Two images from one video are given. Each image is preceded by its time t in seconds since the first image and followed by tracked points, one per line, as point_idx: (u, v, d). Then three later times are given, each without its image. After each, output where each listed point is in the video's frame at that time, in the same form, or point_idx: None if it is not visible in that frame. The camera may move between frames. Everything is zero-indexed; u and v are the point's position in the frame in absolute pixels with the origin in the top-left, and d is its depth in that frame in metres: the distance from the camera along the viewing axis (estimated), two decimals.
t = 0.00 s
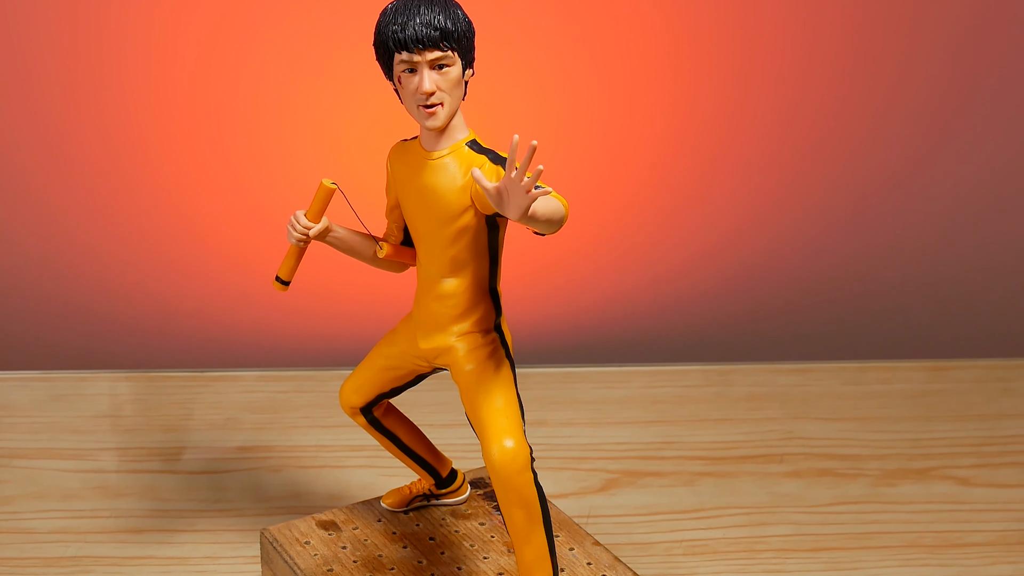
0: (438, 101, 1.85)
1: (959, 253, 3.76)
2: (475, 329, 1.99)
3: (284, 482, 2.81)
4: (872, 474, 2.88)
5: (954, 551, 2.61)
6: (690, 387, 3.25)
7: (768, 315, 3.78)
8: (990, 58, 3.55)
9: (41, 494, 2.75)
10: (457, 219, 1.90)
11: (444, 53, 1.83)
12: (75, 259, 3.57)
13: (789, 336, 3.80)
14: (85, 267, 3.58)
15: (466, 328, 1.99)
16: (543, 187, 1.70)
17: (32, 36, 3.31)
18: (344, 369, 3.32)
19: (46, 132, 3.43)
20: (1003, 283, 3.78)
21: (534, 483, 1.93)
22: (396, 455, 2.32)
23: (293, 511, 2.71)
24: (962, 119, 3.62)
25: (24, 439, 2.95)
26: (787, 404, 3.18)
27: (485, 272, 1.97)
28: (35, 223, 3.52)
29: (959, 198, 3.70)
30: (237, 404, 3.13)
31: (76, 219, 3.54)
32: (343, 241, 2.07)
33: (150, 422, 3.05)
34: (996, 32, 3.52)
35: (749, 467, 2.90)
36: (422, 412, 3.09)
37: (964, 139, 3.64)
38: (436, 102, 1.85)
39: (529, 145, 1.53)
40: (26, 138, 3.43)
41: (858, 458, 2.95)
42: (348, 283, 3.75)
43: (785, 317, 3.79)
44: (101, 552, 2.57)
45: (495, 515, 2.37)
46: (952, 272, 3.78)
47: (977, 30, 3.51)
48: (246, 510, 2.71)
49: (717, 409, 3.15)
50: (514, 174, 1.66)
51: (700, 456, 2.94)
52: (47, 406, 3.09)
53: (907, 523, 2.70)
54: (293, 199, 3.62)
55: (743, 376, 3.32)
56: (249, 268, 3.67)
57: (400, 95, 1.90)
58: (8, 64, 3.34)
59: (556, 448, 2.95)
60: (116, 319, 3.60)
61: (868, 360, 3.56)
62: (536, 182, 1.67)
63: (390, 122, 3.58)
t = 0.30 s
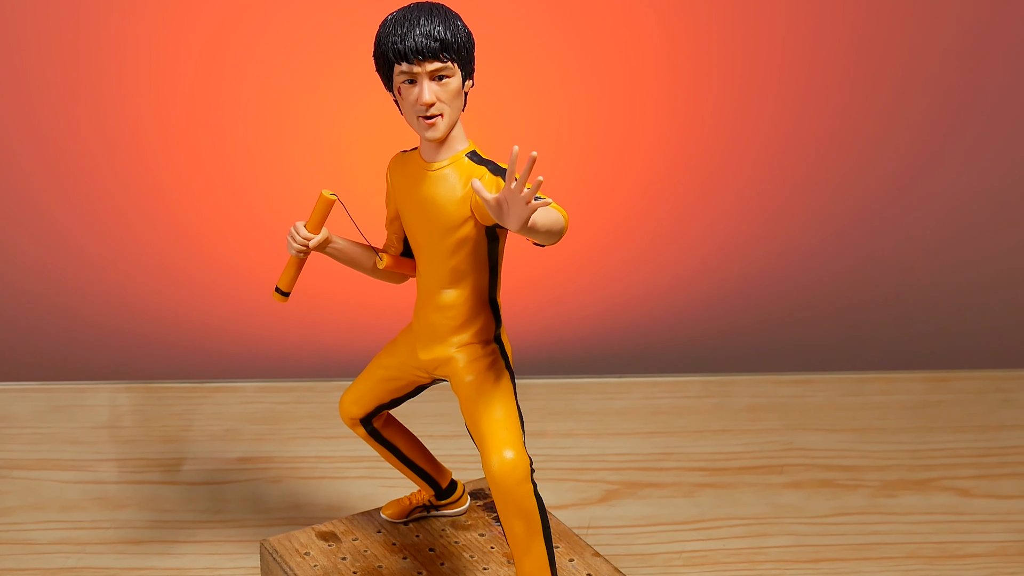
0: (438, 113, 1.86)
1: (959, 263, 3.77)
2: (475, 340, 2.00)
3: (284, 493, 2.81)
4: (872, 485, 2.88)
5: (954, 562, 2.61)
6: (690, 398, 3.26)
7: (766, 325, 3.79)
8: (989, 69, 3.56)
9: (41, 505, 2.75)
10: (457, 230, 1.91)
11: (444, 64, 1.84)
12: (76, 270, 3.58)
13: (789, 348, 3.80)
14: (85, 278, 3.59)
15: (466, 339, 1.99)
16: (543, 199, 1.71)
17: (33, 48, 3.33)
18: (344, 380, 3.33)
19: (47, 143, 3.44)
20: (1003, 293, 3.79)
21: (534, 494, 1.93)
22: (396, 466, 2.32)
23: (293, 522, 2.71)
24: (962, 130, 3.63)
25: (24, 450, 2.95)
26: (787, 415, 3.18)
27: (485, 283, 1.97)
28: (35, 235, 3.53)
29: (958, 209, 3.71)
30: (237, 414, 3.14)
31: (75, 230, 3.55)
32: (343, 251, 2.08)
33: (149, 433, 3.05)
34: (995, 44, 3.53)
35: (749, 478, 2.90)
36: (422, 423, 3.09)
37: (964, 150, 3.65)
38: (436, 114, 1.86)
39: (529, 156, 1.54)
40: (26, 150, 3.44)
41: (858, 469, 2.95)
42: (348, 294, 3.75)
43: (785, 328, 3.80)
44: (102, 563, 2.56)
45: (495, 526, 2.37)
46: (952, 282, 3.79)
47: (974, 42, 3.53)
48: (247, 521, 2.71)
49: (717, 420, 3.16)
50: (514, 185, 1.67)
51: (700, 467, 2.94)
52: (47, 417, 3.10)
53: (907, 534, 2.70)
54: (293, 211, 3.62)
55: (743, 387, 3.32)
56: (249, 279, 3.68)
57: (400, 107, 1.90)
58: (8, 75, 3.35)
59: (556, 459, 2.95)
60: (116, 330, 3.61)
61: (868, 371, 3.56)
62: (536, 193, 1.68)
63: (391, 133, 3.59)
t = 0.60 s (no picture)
0: (438, 123, 1.86)
1: (959, 274, 3.78)
2: (475, 351, 2.00)
3: (284, 504, 2.81)
4: (872, 496, 2.88)
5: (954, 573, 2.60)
6: (690, 409, 3.27)
7: (766, 337, 3.80)
8: (989, 81, 3.57)
9: (40, 516, 2.74)
10: (457, 241, 1.91)
11: (444, 75, 1.85)
12: (76, 282, 3.59)
13: (790, 359, 3.81)
14: (85, 289, 3.60)
15: (466, 350, 2.00)
16: (541, 209, 1.71)
17: (34, 59, 3.33)
18: (344, 391, 3.34)
19: (47, 155, 3.45)
20: (1003, 304, 3.80)
21: (534, 505, 1.93)
22: (396, 477, 2.32)
23: (293, 532, 2.70)
24: (963, 142, 3.64)
25: (24, 461, 2.95)
26: (787, 426, 3.19)
27: (485, 294, 1.98)
28: (35, 246, 3.54)
29: (958, 221, 3.72)
30: (237, 426, 3.14)
31: (75, 241, 3.56)
32: (343, 262, 2.08)
33: (149, 444, 3.06)
34: (995, 55, 3.54)
35: (749, 489, 2.90)
36: (422, 434, 3.10)
37: (964, 162, 3.66)
38: (436, 124, 1.87)
39: (529, 167, 1.54)
40: (26, 161, 3.45)
41: (858, 480, 2.95)
42: (348, 304, 3.75)
43: (785, 340, 3.81)
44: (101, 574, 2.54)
45: (495, 537, 2.37)
46: (951, 294, 3.80)
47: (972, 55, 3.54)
48: (246, 532, 2.70)
49: (717, 431, 3.16)
50: (513, 197, 1.67)
51: (699, 478, 2.94)
52: (47, 429, 3.10)
53: (907, 545, 2.69)
54: (293, 222, 3.63)
55: (743, 399, 3.34)
56: (249, 290, 3.69)
57: (400, 117, 1.91)
58: (8, 87, 3.36)
59: (556, 470, 2.95)
60: (116, 341, 3.62)
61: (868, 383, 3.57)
62: (535, 204, 1.68)
63: (390, 145, 3.60)
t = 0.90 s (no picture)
0: (438, 135, 1.87)
1: (959, 284, 3.79)
2: (475, 362, 2.01)
3: (284, 515, 2.81)
4: (872, 507, 2.88)
5: None
6: (691, 419, 3.28)
7: (766, 348, 3.80)
8: (987, 92, 3.59)
9: (40, 527, 2.73)
10: (456, 252, 1.92)
11: (444, 86, 1.86)
12: (76, 293, 3.60)
13: (791, 370, 3.81)
14: (86, 300, 3.61)
15: (465, 360, 2.00)
16: (541, 220, 1.72)
17: (35, 71, 3.35)
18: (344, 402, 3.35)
19: (48, 166, 3.46)
20: (1002, 315, 3.81)
21: (533, 515, 1.94)
22: (396, 488, 2.32)
23: (293, 543, 2.69)
24: (962, 153, 3.65)
25: (24, 472, 2.95)
26: (787, 437, 3.19)
27: (485, 305, 1.98)
28: (35, 258, 3.55)
29: (957, 232, 3.73)
30: (237, 436, 3.15)
31: (75, 253, 3.56)
32: (343, 273, 2.09)
33: (149, 455, 3.06)
34: (993, 67, 3.56)
35: (749, 500, 2.90)
36: (422, 444, 3.10)
37: (963, 172, 3.67)
38: (436, 136, 1.87)
39: (529, 178, 1.55)
40: (27, 173, 3.46)
41: (858, 491, 2.95)
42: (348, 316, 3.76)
43: (785, 351, 3.81)
44: None
45: (495, 548, 2.37)
46: (951, 304, 3.81)
47: (971, 68, 3.56)
48: (246, 543, 2.69)
49: (717, 442, 3.17)
50: (513, 208, 1.68)
51: (699, 489, 2.94)
52: (47, 440, 3.11)
53: (907, 556, 2.68)
54: (294, 234, 3.64)
55: (743, 410, 3.35)
56: (249, 302, 3.69)
57: (400, 129, 1.92)
58: (9, 99, 3.37)
59: (556, 481, 2.96)
60: (116, 352, 3.63)
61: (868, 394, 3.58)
62: (535, 215, 1.69)
63: (391, 157, 3.62)
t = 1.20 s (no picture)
0: (438, 146, 1.88)
1: (958, 296, 3.80)
2: (475, 373, 2.01)
3: (283, 526, 2.80)
4: (872, 518, 2.88)
5: None
6: (690, 431, 3.29)
7: (766, 360, 3.81)
8: (987, 104, 3.60)
9: (39, 537, 2.73)
10: (456, 263, 1.93)
11: (444, 98, 1.87)
12: (76, 304, 3.61)
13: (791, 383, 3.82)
14: (86, 311, 3.62)
15: (465, 371, 2.01)
16: (541, 232, 1.72)
17: (36, 83, 3.36)
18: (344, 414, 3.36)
19: (48, 178, 3.46)
20: (1001, 326, 3.81)
21: (533, 527, 1.94)
22: (396, 500, 2.32)
23: (293, 554, 2.69)
24: (962, 164, 3.66)
25: (23, 483, 2.95)
26: (787, 448, 3.20)
27: (484, 316, 1.99)
28: (36, 269, 3.55)
29: (957, 243, 3.74)
30: (237, 447, 3.16)
31: (75, 264, 3.57)
32: (343, 284, 2.09)
33: (149, 466, 3.07)
34: (993, 78, 3.57)
35: (749, 511, 2.90)
36: (423, 455, 3.11)
37: (963, 184, 3.68)
38: (435, 147, 1.88)
39: (529, 189, 1.55)
40: (28, 185, 3.46)
41: (858, 502, 2.95)
42: (348, 327, 3.77)
43: (785, 363, 3.82)
44: None
45: (495, 559, 2.37)
46: (950, 316, 3.82)
47: (971, 79, 3.57)
48: (246, 554, 2.68)
49: (717, 453, 3.17)
50: (513, 219, 1.68)
51: (699, 500, 2.95)
52: (47, 451, 3.11)
53: (907, 566, 2.67)
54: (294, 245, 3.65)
55: (743, 422, 3.36)
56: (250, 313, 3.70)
57: (400, 140, 1.93)
58: (10, 111, 3.38)
59: (556, 492, 2.96)
60: (115, 363, 3.63)
61: (868, 405, 3.59)
62: (535, 226, 1.69)
63: (391, 169, 3.62)
